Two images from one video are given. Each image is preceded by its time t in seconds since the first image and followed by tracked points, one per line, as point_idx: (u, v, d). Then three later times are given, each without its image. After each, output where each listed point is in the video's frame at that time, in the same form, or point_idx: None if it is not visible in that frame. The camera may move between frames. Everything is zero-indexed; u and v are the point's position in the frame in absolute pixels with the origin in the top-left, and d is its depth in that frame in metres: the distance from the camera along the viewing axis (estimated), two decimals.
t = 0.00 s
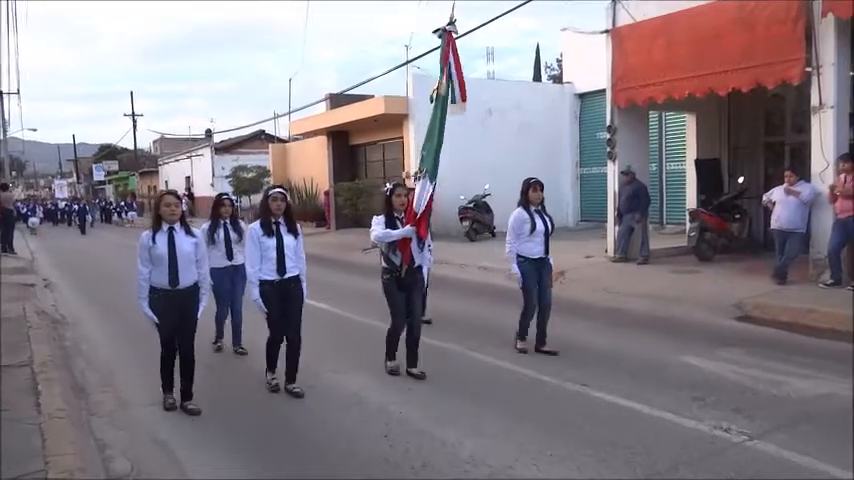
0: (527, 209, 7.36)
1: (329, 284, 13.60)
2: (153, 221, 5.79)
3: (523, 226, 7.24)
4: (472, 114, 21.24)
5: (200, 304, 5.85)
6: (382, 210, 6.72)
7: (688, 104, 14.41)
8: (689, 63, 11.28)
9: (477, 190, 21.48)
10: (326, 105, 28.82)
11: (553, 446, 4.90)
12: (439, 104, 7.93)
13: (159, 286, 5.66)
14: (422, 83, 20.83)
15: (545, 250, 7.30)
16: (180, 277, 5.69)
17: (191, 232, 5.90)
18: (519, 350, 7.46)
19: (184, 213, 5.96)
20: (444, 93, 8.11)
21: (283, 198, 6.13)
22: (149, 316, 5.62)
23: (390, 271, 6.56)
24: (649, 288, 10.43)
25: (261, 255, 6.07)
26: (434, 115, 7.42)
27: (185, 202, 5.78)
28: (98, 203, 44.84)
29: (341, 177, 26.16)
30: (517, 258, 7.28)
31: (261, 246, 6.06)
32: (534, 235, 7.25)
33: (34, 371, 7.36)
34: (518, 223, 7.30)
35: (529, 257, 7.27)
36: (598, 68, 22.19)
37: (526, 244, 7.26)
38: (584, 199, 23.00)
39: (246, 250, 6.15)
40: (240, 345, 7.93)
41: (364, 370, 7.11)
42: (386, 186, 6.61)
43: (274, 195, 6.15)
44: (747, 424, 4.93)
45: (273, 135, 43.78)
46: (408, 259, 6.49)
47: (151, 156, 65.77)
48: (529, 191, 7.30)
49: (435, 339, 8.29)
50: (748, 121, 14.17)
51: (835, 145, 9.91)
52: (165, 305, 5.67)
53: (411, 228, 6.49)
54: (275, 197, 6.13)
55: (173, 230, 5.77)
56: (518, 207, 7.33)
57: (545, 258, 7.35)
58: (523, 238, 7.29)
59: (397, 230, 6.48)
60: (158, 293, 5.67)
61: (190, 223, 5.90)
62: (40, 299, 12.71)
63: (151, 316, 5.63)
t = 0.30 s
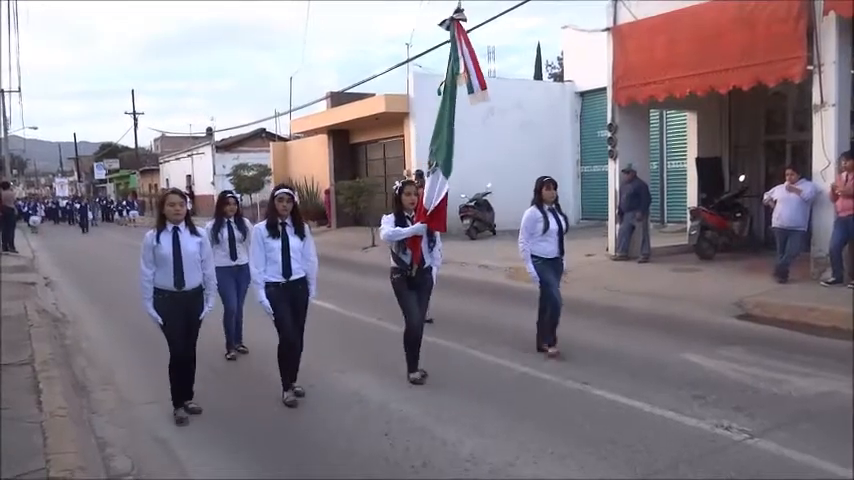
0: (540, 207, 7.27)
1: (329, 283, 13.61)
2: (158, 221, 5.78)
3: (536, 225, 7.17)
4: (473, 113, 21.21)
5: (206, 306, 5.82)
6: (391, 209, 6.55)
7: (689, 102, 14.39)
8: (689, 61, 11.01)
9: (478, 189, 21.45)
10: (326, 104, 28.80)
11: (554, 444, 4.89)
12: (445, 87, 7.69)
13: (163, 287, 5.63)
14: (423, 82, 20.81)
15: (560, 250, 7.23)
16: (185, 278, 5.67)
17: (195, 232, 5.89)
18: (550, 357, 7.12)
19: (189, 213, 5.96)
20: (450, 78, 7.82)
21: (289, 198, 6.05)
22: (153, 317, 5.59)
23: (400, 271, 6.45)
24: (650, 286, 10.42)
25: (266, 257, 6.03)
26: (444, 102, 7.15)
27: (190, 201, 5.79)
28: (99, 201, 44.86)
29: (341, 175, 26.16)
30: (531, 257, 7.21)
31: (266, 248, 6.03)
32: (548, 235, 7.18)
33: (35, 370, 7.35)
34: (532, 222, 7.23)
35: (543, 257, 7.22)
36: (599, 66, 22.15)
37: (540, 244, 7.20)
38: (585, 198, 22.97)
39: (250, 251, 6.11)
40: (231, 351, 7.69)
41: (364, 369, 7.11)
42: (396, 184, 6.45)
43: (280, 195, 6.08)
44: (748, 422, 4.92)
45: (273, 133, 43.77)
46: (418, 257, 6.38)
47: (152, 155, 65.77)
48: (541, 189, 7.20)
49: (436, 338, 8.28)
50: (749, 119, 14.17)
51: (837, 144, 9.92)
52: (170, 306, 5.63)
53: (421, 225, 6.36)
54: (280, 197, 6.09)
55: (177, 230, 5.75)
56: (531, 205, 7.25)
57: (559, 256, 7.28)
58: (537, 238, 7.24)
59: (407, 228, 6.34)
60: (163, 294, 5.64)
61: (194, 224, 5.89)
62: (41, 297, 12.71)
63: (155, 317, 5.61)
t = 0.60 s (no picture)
0: (552, 205, 7.14)
1: (329, 281, 13.61)
2: (160, 220, 5.74)
3: (549, 224, 7.03)
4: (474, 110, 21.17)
5: (208, 307, 5.79)
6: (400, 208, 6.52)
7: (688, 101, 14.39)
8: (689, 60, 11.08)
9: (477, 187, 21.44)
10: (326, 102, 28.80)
11: (555, 443, 4.89)
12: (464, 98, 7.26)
13: (164, 288, 5.59)
14: (423, 80, 20.80)
15: (571, 250, 7.10)
16: (187, 278, 5.63)
17: (198, 231, 5.86)
18: (554, 358, 6.99)
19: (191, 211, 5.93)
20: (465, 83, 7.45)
21: (297, 196, 6.01)
22: (153, 318, 5.55)
23: (407, 271, 6.43)
24: (650, 284, 10.43)
25: (271, 257, 6.00)
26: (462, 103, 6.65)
27: (193, 200, 5.75)
28: (99, 200, 44.83)
29: (341, 174, 26.16)
30: (540, 256, 7.08)
31: (272, 248, 5.99)
32: (561, 234, 7.05)
33: (34, 369, 7.35)
34: (544, 220, 7.08)
35: (554, 256, 7.08)
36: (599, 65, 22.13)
37: (552, 243, 7.06)
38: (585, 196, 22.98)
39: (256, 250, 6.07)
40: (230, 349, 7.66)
41: (364, 368, 7.11)
42: (403, 183, 6.42)
43: (288, 193, 6.04)
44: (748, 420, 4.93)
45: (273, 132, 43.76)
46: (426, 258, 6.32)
47: (151, 154, 65.74)
48: (555, 187, 7.06)
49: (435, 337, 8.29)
50: (748, 117, 14.17)
51: (836, 142, 9.92)
52: (171, 307, 5.60)
53: (430, 226, 6.26)
54: (288, 194, 6.01)
55: (179, 230, 5.72)
56: (544, 203, 7.11)
57: (570, 257, 7.15)
58: (549, 236, 7.10)
59: (416, 229, 6.26)
60: (164, 295, 5.60)
61: (196, 223, 5.87)
62: (40, 297, 12.69)
63: (156, 318, 5.57)
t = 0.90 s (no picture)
0: (572, 205, 6.89)
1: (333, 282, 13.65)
2: (171, 222, 5.52)
3: (569, 225, 6.81)
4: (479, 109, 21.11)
5: (223, 310, 5.60)
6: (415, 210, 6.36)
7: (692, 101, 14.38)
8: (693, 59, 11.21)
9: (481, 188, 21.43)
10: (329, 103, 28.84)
11: (559, 443, 4.89)
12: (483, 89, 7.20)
13: (177, 292, 5.40)
14: (427, 81, 20.80)
15: (593, 251, 6.87)
16: (200, 282, 5.44)
17: (210, 234, 5.66)
18: (561, 358, 6.99)
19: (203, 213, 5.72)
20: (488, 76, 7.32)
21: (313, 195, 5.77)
22: (167, 324, 5.36)
23: (424, 275, 6.29)
24: (654, 285, 10.42)
25: (286, 258, 5.81)
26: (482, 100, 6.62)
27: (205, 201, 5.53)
28: (104, 201, 45.00)
29: (345, 175, 26.19)
30: (562, 259, 6.85)
31: (286, 249, 5.82)
32: (581, 235, 6.82)
33: (40, 369, 7.37)
34: (564, 221, 6.85)
35: (575, 258, 6.85)
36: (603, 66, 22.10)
37: (572, 245, 6.84)
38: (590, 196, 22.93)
39: (270, 251, 5.91)
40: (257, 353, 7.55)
41: (369, 368, 7.11)
42: (419, 183, 6.27)
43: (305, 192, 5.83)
44: (753, 421, 4.92)
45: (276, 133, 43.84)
46: (444, 262, 6.19)
47: (156, 155, 65.90)
48: (575, 186, 6.84)
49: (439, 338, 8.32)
50: (753, 116, 14.13)
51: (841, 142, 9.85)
52: (184, 312, 5.41)
53: (449, 229, 6.10)
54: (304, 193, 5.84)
55: (192, 232, 5.51)
56: (564, 204, 6.87)
57: (592, 258, 6.93)
58: (570, 238, 6.87)
59: (434, 232, 6.12)
60: (177, 300, 5.41)
61: (209, 225, 5.66)
62: (46, 298, 12.74)
63: (169, 324, 5.36)
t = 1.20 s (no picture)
0: (596, 211, 6.70)
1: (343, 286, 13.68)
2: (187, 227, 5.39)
3: (593, 230, 6.60)
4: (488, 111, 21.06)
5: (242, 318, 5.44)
6: (434, 213, 6.08)
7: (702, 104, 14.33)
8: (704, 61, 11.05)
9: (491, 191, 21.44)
10: (339, 107, 28.93)
11: (570, 447, 4.88)
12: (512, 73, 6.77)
13: (193, 299, 5.26)
14: (437, 84, 20.79)
15: (618, 256, 6.66)
16: (218, 289, 5.29)
17: (227, 239, 5.50)
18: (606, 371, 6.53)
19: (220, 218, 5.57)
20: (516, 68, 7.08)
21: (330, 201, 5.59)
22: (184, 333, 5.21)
23: (445, 281, 6.00)
24: (665, 288, 10.37)
25: (301, 266, 5.58)
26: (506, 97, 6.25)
27: (221, 206, 5.38)
28: (116, 205, 45.34)
29: (355, 178, 26.24)
30: (587, 264, 6.61)
31: (302, 256, 5.58)
32: (605, 240, 6.60)
33: (52, 372, 7.42)
34: (587, 227, 6.65)
35: (601, 264, 6.61)
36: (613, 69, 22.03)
37: (596, 250, 6.61)
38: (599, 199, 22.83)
39: (285, 258, 5.68)
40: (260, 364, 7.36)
41: (380, 372, 7.11)
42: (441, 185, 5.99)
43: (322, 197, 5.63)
44: (766, 426, 4.88)
45: (287, 137, 44.02)
46: (466, 267, 5.93)
47: (167, 159, 66.32)
48: (599, 191, 6.65)
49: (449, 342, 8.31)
50: (763, 119, 14.04)
51: None
52: (202, 320, 5.27)
53: (472, 234, 5.86)
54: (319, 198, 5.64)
55: (208, 238, 5.37)
56: (587, 209, 6.68)
57: (617, 264, 6.71)
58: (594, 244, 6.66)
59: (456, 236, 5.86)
60: (193, 307, 5.27)
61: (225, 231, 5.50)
62: (58, 301, 12.85)
63: (186, 332, 5.23)
